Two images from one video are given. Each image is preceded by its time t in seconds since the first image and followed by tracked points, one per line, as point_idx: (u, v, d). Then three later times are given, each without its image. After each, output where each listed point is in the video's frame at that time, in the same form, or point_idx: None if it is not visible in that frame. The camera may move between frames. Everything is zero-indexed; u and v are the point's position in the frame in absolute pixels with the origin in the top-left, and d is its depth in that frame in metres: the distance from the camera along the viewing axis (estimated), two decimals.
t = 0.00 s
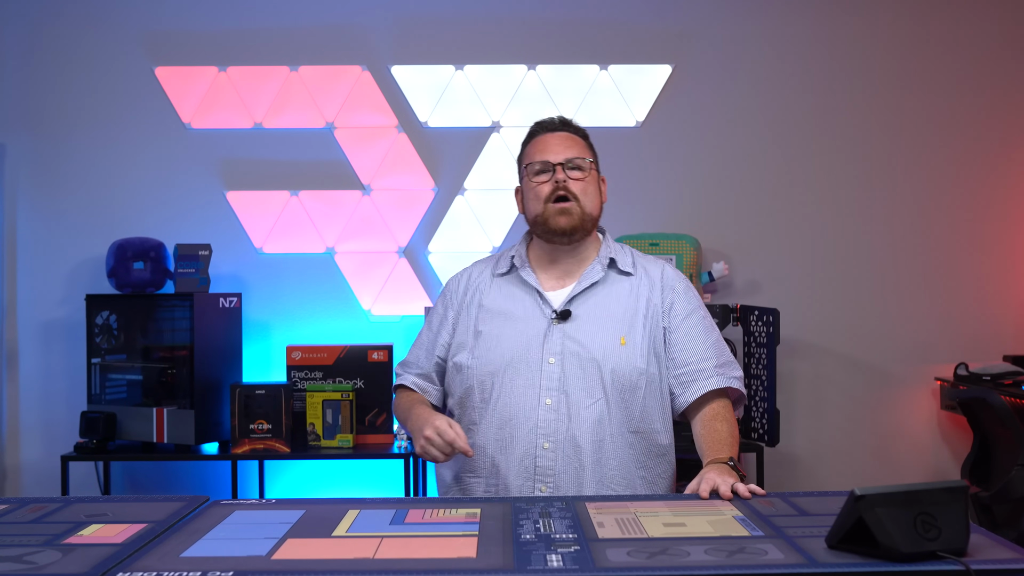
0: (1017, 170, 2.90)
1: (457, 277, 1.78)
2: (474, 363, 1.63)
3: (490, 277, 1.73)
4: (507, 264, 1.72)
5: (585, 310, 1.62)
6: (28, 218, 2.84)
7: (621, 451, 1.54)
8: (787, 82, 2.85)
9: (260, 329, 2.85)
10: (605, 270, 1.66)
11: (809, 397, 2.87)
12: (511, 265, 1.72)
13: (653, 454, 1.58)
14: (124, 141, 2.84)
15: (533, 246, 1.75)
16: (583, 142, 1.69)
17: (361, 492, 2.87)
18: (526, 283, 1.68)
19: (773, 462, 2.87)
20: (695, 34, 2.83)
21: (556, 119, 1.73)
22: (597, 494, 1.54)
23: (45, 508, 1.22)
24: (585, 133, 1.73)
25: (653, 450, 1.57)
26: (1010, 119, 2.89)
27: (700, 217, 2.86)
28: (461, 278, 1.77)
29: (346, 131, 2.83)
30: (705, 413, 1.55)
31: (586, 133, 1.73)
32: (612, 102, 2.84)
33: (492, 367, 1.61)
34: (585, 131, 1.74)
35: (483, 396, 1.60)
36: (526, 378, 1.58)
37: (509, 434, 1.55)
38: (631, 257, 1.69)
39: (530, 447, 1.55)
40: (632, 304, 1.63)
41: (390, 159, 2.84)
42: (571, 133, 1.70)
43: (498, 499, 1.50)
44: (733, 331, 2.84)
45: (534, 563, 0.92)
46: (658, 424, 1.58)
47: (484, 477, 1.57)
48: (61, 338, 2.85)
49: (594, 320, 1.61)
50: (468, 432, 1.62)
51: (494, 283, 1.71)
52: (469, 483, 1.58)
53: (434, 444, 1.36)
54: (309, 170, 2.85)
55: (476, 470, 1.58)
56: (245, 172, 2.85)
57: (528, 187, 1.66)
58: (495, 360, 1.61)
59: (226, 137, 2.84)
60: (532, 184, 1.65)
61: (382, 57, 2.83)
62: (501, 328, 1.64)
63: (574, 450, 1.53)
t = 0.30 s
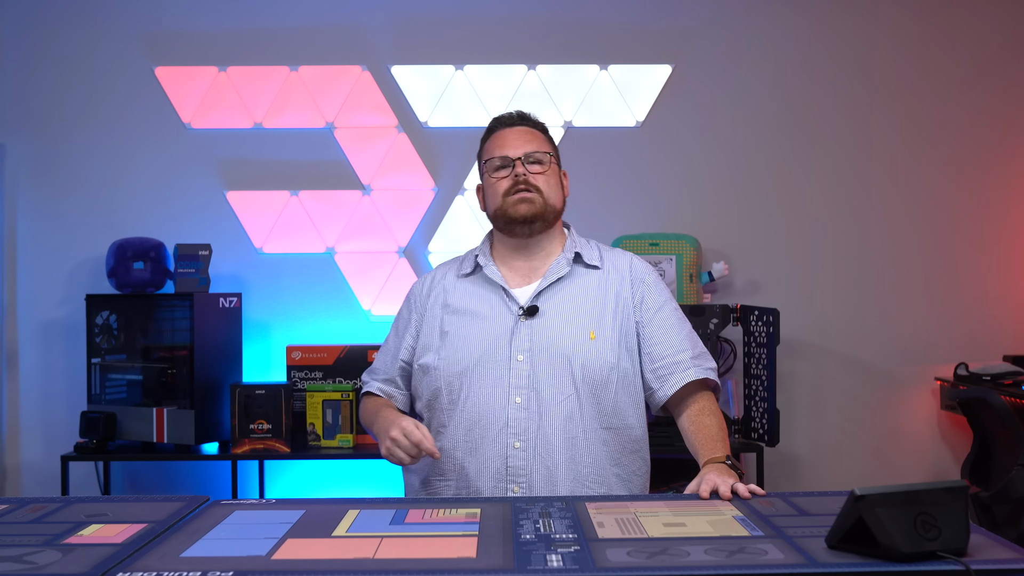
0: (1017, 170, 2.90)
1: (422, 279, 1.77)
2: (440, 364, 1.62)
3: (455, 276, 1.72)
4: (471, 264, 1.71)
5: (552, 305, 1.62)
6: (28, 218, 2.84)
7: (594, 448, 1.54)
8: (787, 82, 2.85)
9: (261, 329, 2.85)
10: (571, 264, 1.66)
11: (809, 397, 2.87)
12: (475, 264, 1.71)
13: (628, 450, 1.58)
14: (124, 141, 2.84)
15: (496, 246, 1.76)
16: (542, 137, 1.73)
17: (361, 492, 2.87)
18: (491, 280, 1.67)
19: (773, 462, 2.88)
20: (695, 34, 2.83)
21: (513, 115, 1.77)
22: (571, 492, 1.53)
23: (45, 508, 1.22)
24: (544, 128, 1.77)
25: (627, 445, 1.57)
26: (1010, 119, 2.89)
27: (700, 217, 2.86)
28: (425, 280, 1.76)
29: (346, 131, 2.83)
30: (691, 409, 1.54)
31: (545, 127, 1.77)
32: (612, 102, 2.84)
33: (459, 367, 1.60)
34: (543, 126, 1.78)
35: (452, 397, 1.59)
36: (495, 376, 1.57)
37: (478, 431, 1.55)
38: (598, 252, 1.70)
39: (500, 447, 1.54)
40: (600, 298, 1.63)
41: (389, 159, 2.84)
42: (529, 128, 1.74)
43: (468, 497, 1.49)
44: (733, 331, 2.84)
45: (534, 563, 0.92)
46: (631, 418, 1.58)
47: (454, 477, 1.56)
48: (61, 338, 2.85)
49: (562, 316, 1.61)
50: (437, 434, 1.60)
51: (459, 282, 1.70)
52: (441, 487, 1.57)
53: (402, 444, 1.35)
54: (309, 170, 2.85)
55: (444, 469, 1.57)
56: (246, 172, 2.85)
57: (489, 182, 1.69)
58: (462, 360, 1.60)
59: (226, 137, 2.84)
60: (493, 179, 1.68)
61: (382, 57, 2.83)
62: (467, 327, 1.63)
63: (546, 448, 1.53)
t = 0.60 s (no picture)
0: (1018, 170, 2.89)
1: (397, 281, 1.75)
2: (418, 368, 1.61)
3: (431, 279, 1.70)
4: (447, 265, 1.69)
5: (532, 309, 1.61)
6: (28, 218, 2.84)
7: (575, 453, 1.55)
8: (787, 82, 2.85)
9: (261, 329, 2.85)
10: (550, 267, 1.66)
11: (809, 397, 2.87)
12: (452, 266, 1.69)
13: (609, 453, 1.59)
14: (124, 141, 2.84)
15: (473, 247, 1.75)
16: (519, 137, 1.74)
17: (361, 492, 2.87)
18: (470, 283, 1.66)
19: (773, 462, 2.88)
20: (695, 34, 2.83)
21: (492, 114, 1.78)
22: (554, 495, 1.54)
23: (45, 508, 1.22)
24: (522, 128, 1.77)
25: (608, 447, 1.58)
26: (1010, 119, 2.89)
27: (700, 217, 2.86)
28: (400, 283, 1.74)
29: (346, 131, 2.83)
30: (682, 411, 1.54)
31: (522, 127, 1.78)
32: (612, 102, 2.84)
33: (438, 372, 1.59)
34: (521, 125, 1.78)
35: (431, 402, 1.58)
36: (475, 381, 1.57)
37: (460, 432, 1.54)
38: (577, 254, 1.70)
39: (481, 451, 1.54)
40: (580, 301, 1.63)
41: (389, 159, 2.84)
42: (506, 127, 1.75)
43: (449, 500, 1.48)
44: (733, 331, 2.85)
45: (534, 563, 0.92)
46: (613, 421, 1.59)
47: (433, 479, 1.55)
48: (61, 338, 2.85)
49: (543, 320, 1.60)
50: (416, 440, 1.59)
51: (436, 285, 1.68)
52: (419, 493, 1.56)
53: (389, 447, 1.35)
54: (309, 170, 2.85)
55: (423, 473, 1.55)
56: (246, 172, 2.85)
57: (467, 182, 1.69)
58: (440, 364, 1.59)
59: (226, 137, 2.84)
60: (470, 178, 1.68)
61: (382, 57, 2.83)
62: (446, 331, 1.62)
63: (528, 452, 1.53)
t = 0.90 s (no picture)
0: (1018, 170, 2.89)
1: (394, 281, 1.73)
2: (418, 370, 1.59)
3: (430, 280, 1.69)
4: (447, 267, 1.69)
5: (533, 312, 1.62)
6: (28, 218, 2.84)
7: (577, 456, 1.54)
8: (787, 82, 2.85)
9: (260, 329, 2.85)
10: (551, 271, 1.67)
11: (809, 397, 2.87)
12: (452, 268, 1.69)
13: (609, 457, 1.59)
14: (124, 141, 2.84)
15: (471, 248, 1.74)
16: (522, 138, 1.74)
17: (361, 492, 2.87)
18: (470, 284, 1.65)
19: (773, 462, 2.88)
20: (695, 34, 2.83)
21: (496, 115, 1.77)
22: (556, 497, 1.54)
23: (45, 508, 1.22)
24: (525, 130, 1.78)
25: (609, 449, 1.59)
26: (1011, 120, 2.89)
27: (700, 217, 2.86)
28: (397, 283, 1.72)
29: (346, 131, 2.83)
30: (681, 414, 1.57)
31: (526, 130, 1.78)
32: (612, 102, 2.84)
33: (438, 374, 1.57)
34: (524, 128, 1.78)
35: (431, 404, 1.57)
36: (477, 383, 1.56)
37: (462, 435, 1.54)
38: (575, 257, 1.72)
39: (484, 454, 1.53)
40: (581, 305, 1.64)
41: (389, 159, 2.84)
42: (510, 129, 1.74)
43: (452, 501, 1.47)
44: (733, 331, 2.85)
45: (534, 563, 0.92)
46: (613, 423, 1.60)
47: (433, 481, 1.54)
48: (61, 338, 2.85)
49: (545, 323, 1.61)
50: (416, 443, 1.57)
51: (436, 287, 1.68)
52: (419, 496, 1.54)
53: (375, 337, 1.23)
54: (309, 170, 2.85)
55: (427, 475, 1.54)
56: (246, 172, 2.85)
57: (466, 181, 1.68)
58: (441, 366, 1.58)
59: (226, 137, 2.84)
60: (470, 177, 1.67)
61: (382, 57, 2.83)
62: (446, 334, 1.61)
63: (531, 455, 1.53)
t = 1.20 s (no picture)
0: (1017, 170, 2.90)
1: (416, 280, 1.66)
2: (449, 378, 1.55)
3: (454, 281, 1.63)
4: (473, 267, 1.63)
5: (562, 316, 1.59)
6: (28, 218, 2.84)
7: (611, 461, 1.54)
8: (788, 82, 2.85)
9: (260, 329, 2.85)
10: (578, 272, 1.63)
11: (809, 397, 2.87)
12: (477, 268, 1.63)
13: (642, 458, 1.58)
14: (124, 141, 2.84)
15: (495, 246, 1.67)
16: (553, 137, 1.64)
17: (361, 493, 2.87)
18: (495, 288, 1.61)
19: (773, 462, 2.88)
20: (695, 34, 2.83)
21: (528, 108, 1.66)
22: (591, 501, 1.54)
23: (45, 508, 1.22)
24: (558, 126, 1.67)
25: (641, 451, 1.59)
26: (1010, 120, 2.89)
27: (700, 217, 2.86)
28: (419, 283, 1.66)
29: (346, 131, 2.83)
30: (690, 414, 1.60)
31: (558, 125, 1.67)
32: (612, 102, 2.84)
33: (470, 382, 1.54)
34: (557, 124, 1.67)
35: (464, 413, 1.54)
36: (510, 391, 1.54)
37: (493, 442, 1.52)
38: (600, 255, 1.68)
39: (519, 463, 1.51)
40: (609, 307, 1.61)
41: (389, 159, 2.84)
42: (541, 125, 1.64)
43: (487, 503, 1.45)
44: (733, 331, 2.85)
45: (534, 563, 0.92)
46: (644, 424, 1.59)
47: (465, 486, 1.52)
48: (61, 338, 2.86)
49: (575, 328, 1.58)
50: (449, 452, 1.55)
51: (461, 288, 1.63)
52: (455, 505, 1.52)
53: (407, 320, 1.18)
54: (309, 170, 2.85)
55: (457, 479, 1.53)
56: (246, 172, 2.85)
57: (493, 180, 1.60)
58: (472, 374, 1.55)
59: (226, 137, 2.84)
60: (497, 177, 1.59)
61: (382, 57, 2.83)
62: (477, 339, 1.57)
63: (568, 463, 1.51)
